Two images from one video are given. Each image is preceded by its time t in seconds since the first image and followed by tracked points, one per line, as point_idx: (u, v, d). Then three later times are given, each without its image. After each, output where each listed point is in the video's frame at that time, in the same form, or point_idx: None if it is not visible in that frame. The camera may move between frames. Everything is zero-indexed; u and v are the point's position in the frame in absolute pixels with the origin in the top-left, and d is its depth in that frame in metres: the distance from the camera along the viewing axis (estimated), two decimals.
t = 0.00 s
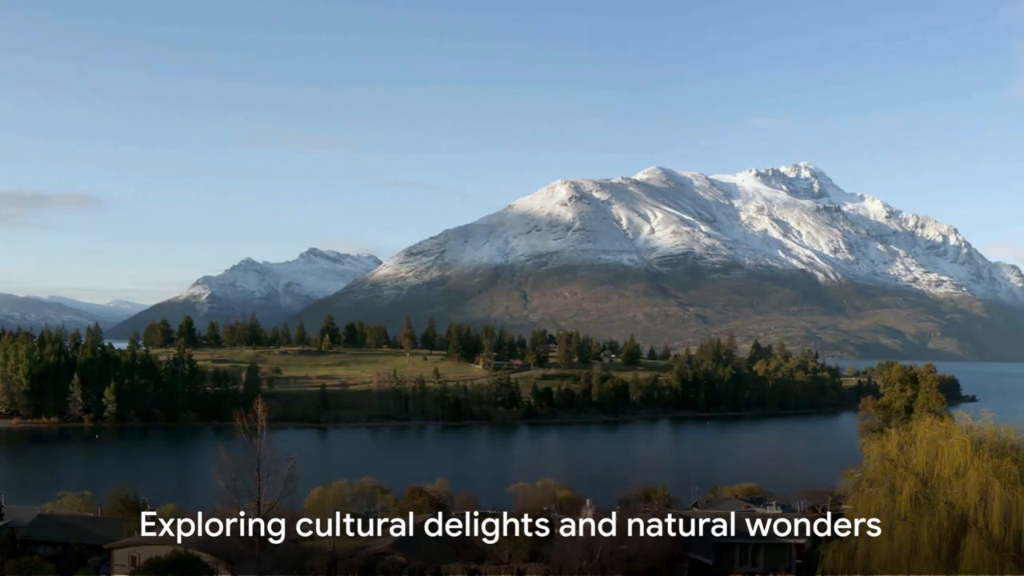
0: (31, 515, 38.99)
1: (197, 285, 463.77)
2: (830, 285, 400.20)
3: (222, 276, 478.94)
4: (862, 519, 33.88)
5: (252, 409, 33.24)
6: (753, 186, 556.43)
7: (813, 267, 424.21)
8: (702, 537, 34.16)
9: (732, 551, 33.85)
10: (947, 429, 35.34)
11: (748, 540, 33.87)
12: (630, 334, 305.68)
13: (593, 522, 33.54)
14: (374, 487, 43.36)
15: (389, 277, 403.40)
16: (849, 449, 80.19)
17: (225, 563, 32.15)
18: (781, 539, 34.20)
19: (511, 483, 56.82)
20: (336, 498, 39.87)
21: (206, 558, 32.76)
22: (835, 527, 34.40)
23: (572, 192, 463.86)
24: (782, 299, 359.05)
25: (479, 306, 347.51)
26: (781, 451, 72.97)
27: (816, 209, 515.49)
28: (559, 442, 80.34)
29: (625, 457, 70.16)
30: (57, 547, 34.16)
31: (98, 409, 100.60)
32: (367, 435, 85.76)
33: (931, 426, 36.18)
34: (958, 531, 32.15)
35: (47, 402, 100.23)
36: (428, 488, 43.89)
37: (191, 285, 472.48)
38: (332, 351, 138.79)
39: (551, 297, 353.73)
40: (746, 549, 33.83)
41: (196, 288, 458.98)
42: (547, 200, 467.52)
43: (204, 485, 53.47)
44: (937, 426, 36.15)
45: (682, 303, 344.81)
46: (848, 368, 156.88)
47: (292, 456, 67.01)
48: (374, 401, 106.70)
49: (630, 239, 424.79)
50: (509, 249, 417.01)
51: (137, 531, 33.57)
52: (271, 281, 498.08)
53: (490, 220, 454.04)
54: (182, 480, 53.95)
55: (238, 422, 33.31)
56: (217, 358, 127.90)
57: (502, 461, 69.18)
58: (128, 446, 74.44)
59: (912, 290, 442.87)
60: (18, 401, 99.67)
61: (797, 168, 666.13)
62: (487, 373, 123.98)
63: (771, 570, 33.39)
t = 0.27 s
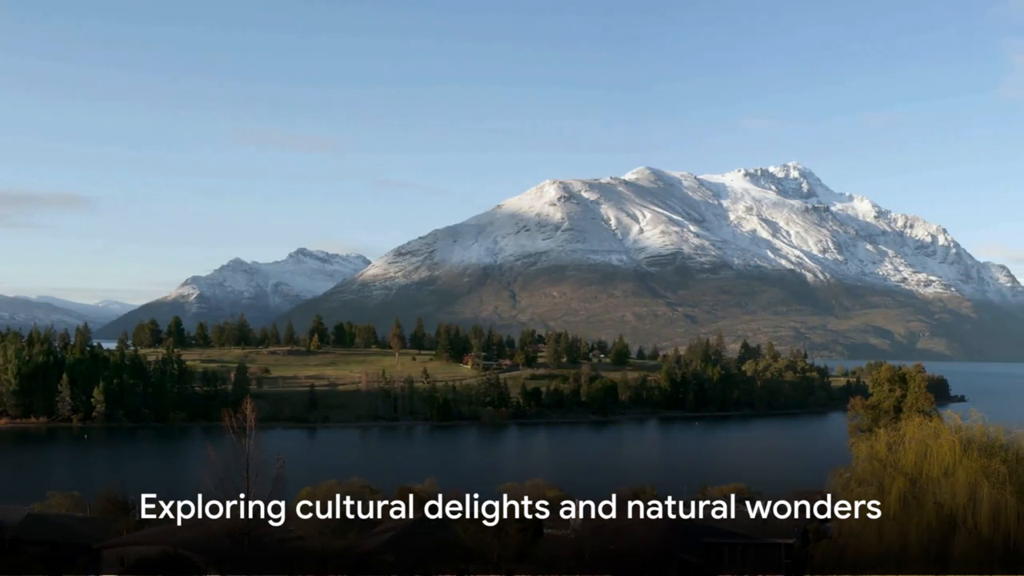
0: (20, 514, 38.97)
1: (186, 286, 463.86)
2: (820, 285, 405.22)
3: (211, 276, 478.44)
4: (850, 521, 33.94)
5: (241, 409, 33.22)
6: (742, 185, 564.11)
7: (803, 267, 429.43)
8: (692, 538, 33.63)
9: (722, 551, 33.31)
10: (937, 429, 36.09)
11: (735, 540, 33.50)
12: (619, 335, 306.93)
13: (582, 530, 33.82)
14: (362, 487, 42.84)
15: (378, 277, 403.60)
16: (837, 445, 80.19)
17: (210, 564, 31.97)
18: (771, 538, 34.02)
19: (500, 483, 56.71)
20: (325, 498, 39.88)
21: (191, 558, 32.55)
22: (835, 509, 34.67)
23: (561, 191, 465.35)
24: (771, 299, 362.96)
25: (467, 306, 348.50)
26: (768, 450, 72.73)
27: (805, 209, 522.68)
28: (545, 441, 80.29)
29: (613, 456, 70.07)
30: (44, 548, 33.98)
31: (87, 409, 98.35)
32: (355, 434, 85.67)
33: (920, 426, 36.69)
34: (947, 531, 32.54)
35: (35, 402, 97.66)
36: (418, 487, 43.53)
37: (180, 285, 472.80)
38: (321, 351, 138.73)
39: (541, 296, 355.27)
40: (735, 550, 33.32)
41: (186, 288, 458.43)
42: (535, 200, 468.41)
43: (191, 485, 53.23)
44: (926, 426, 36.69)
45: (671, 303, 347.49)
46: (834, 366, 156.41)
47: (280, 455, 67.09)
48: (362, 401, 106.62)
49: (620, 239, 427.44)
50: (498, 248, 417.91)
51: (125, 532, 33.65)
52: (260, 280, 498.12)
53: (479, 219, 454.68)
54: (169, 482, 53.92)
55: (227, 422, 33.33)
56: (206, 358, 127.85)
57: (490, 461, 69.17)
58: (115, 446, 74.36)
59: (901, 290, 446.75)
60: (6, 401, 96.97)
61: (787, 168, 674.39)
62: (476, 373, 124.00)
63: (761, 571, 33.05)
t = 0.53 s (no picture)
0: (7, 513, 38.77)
1: (174, 286, 463.67)
2: (807, 285, 410.30)
3: (200, 276, 477.87)
4: (839, 521, 33.99)
5: (230, 410, 33.22)
6: (730, 185, 569.49)
7: (791, 267, 433.96)
8: (682, 537, 33.59)
9: (711, 550, 33.30)
10: (925, 429, 36.22)
11: (725, 540, 33.39)
12: (607, 335, 307.86)
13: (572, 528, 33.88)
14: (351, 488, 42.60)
15: (366, 277, 403.46)
16: (823, 444, 80.29)
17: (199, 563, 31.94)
18: (760, 537, 34.01)
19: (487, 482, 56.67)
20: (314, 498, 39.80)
21: (179, 557, 32.46)
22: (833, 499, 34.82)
23: (550, 192, 466.60)
24: (759, 299, 365.99)
25: (456, 306, 348.96)
26: (758, 449, 72.67)
27: (794, 209, 527.96)
28: (534, 441, 80.29)
29: (604, 456, 69.96)
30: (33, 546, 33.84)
31: (76, 409, 96.99)
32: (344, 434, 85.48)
33: (909, 426, 36.81)
34: (936, 532, 32.71)
35: (24, 402, 96.20)
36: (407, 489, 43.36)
37: (169, 285, 472.78)
38: (310, 351, 138.86)
39: (529, 296, 356.35)
40: (724, 549, 33.31)
41: (174, 288, 457.91)
42: (524, 200, 469.41)
43: (178, 484, 53.08)
44: (915, 425, 36.77)
45: (659, 303, 349.57)
46: (833, 370, 155.66)
47: (268, 454, 66.80)
48: (351, 401, 106.40)
49: (608, 238, 429.69)
50: (486, 248, 418.24)
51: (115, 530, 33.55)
52: (248, 280, 498.08)
53: (468, 219, 455.00)
54: (157, 481, 53.68)
55: (216, 422, 33.31)
56: (195, 358, 127.80)
57: (480, 461, 69.03)
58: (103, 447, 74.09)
59: (890, 291, 450.43)
60: None
61: (775, 169, 679.36)
62: (465, 373, 123.99)
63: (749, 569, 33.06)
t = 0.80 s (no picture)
0: None
1: (165, 286, 463.35)
2: (797, 286, 412.66)
3: (190, 276, 477.52)
4: (830, 520, 33.95)
5: (220, 410, 33.21)
6: (720, 185, 571.23)
7: (781, 267, 436.23)
8: (672, 537, 33.57)
9: (701, 550, 33.27)
10: (916, 429, 36.22)
11: (715, 541, 33.48)
12: (598, 335, 308.26)
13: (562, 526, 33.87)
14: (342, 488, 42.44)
15: (356, 277, 403.34)
16: (812, 443, 80.29)
17: (190, 561, 31.96)
18: (750, 538, 33.99)
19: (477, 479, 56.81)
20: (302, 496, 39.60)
21: (169, 556, 32.47)
22: (834, 490, 35.00)
23: (540, 192, 467.30)
24: (749, 299, 367.41)
25: (446, 306, 349.15)
26: (749, 449, 72.63)
27: (784, 210, 529.84)
28: (524, 441, 80.27)
29: (594, 456, 69.90)
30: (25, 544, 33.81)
31: (65, 409, 96.68)
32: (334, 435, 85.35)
33: (900, 425, 36.78)
34: (926, 532, 32.66)
35: (13, 403, 95.75)
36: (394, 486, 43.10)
37: (159, 285, 472.54)
38: (300, 351, 138.84)
39: (519, 296, 356.65)
40: (714, 549, 33.28)
41: (164, 288, 457.52)
42: (514, 200, 470.02)
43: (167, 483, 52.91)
44: (907, 426, 36.73)
45: (650, 303, 350.76)
46: (817, 368, 156.85)
47: (259, 455, 66.70)
48: (341, 401, 106.24)
49: (599, 238, 430.75)
50: (476, 248, 418.59)
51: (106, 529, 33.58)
52: (238, 280, 498.12)
53: (458, 220, 455.11)
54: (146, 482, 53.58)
55: (206, 422, 33.32)
56: (185, 358, 127.73)
57: (470, 461, 68.96)
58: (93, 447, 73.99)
59: (880, 291, 452.71)
60: None
61: (765, 169, 681.88)
62: (454, 373, 124.12)
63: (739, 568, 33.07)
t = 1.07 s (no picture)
0: None
1: (154, 286, 463.23)
2: (786, 286, 414.38)
3: (179, 276, 477.32)
4: (820, 520, 33.93)
5: (208, 410, 33.21)
6: (708, 185, 572.34)
7: (770, 267, 438.04)
8: (661, 537, 33.51)
9: (691, 549, 33.21)
10: (905, 429, 36.29)
11: (704, 540, 33.40)
12: (586, 335, 308.35)
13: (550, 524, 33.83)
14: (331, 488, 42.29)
15: (345, 277, 403.16)
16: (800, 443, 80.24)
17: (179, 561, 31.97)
18: (739, 538, 33.92)
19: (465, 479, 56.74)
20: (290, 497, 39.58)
21: (158, 556, 32.40)
22: (832, 485, 35.07)
23: (529, 192, 467.92)
24: (737, 299, 368.40)
25: (434, 306, 349.25)
26: (738, 449, 72.63)
27: (773, 210, 531.16)
28: (512, 442, 80.28)
29: (583, 457, 69.95)
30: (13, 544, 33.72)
31: (54, 409, 96.60)
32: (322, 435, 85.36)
33: (890, 425, 36.80)
34: (915, 532, 32.68)
35: (2, 403, 95.57)
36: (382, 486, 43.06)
37: (148, 285, 472.17)
38: (288, 351, 138.57)
39: (508, 297, 356.84)
40: (703, 549, 33.24)
41: (153, 288, 457.27)
42: (503, 200, 470.43)
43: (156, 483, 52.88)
44: (895, 425, 36.80)
45: (639, 303, 351.78)
46: (807, 368, 156.46)
47: (249, 455, 66.72)
48: (330, 401, 106.19)
49: (587, 238, 431.68)
50: (465, 248, 418.85)
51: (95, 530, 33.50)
52: (227, 281, 498.25)
53: (447, 220, 455.22)
54: (136, 482, 53.63)
55: (194, 422, 33.30)
56: (174, 358, 127.75)
57: (460, 461, 69.04)
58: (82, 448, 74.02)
59: (869, 290, 455.12)
60: None
61: (754, 169, 683.75)
62: (443, 373, 124.15)
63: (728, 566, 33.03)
